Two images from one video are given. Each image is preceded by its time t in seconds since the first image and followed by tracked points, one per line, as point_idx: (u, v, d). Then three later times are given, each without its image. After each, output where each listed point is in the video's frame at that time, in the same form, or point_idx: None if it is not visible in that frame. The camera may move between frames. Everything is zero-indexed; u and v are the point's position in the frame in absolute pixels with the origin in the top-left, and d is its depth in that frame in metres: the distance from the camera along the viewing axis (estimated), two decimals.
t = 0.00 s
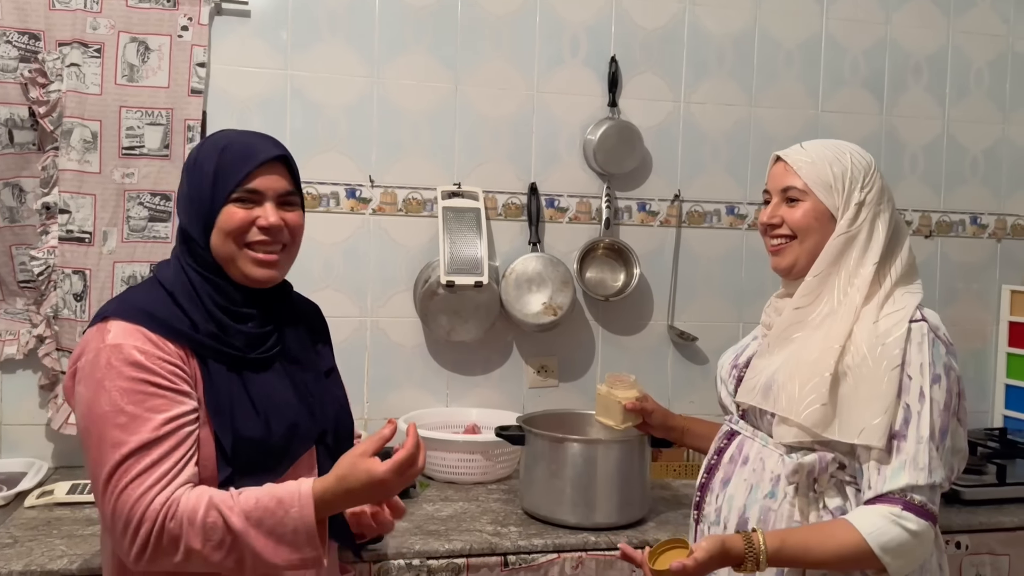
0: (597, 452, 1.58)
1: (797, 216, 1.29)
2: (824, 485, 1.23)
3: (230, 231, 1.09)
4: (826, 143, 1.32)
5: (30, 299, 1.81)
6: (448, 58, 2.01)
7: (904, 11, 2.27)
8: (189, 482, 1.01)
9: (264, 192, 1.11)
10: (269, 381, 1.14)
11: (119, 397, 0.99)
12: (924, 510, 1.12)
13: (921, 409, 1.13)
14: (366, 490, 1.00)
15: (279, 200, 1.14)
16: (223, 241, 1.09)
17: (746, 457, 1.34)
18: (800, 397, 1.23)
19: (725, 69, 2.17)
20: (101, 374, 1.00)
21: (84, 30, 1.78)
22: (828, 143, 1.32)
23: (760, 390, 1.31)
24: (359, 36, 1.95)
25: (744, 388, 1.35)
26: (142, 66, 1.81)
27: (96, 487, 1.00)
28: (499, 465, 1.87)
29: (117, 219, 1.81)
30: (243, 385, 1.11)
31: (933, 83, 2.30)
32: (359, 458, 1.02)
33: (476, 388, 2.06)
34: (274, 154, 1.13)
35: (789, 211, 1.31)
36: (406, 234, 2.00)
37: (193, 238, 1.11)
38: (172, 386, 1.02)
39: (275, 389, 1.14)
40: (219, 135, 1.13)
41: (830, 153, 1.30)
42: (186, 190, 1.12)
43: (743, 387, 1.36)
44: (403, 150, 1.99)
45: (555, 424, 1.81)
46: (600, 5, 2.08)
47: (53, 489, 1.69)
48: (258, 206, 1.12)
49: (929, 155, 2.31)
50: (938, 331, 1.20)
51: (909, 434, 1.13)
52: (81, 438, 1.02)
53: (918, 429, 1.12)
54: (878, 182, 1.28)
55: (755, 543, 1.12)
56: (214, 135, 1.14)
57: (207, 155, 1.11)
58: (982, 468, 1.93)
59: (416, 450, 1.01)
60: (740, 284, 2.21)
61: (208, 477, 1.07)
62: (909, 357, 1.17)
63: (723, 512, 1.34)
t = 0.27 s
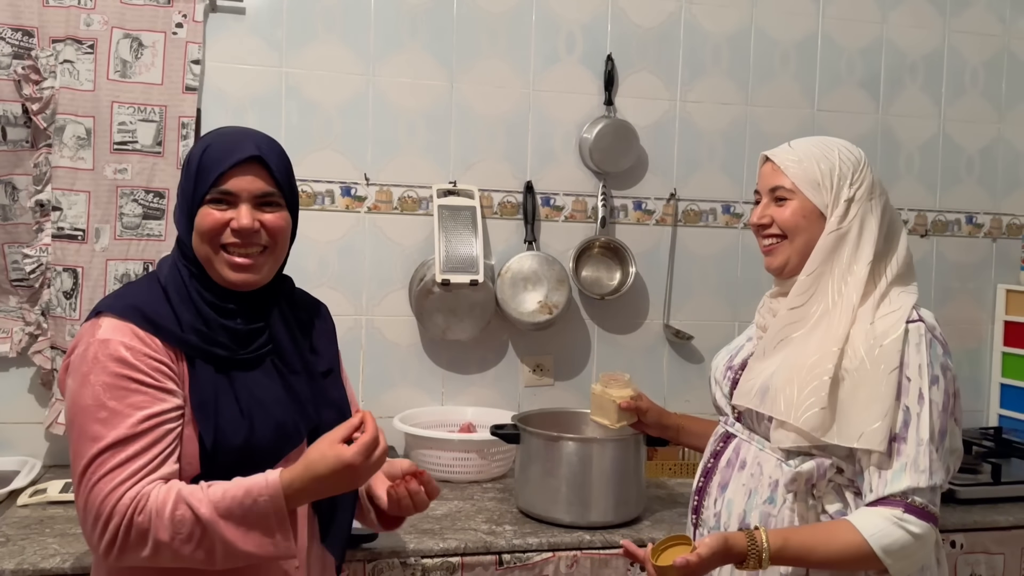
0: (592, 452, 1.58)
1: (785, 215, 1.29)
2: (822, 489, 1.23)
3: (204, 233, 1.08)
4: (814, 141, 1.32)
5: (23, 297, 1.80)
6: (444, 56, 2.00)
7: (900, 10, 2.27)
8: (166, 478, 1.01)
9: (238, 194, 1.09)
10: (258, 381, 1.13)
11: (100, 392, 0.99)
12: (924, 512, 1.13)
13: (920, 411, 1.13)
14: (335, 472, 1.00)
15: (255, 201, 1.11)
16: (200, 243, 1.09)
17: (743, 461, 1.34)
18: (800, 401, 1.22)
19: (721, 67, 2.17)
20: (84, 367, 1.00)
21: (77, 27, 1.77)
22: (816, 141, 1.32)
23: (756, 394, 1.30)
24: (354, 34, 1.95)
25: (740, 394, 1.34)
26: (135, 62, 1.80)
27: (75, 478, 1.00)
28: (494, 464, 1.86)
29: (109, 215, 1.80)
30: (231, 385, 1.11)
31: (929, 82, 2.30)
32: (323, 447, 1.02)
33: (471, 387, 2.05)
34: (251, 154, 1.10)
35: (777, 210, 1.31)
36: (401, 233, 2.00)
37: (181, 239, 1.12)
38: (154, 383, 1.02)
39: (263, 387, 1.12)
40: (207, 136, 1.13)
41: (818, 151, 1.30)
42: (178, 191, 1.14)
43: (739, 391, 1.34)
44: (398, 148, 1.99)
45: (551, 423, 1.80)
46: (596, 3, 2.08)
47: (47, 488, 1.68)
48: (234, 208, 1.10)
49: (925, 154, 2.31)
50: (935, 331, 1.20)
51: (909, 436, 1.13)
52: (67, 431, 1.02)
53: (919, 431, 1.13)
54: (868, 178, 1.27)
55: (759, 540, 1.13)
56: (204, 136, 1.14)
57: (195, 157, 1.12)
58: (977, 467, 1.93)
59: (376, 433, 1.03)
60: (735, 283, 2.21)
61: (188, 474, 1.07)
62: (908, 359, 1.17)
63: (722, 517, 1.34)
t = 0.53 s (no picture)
0: (589, 452, 1.58)
1: (779, 224, 1.29)
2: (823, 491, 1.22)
3: (198, 234, 1.08)
4: (811, 145, 1.30)
5: (16, 296, 1.78)
6: (440, 55, 1.99)
7: (898, 10, 2.27)
8: (148, 474, 1.00)
9: (231, 194, 1.08)
10: (250, 381, 1.12)
11: (88, 387, 0.99)
12: (906, 507, 1.12)
13: (909, 410, 1.13)
14: (321, 469, 0.98)
15: (248, 201, 1.10)
16: (195, 243, 1.09)
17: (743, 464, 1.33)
18: (794, 415, 1.21)
19: (718, 67, 2.16)
20: (74, 362, 1.00)
21: (72, 24, 1.76)
22: (811, 146, 1.30)
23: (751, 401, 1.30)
24: (351, 32, 1.94)
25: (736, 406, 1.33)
26: (129, 58, 1.79)
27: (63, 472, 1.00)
28: (490, 464, 1.86)
29: (100, 212, 1.79)
30: (222, 385, 1.10)
31: (926, 82, 2.30)
32: (300, 441, 0.99)
33: (468, 387, 2.05)
34: (243, 153, 1.09)
35: (773, 218, 1.30)
36: (397, 232, 1.99)
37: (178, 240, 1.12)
38: (143, 380, 1.01)
39: (254, 388, 1.12)
40: (201, 136, 1.13)
41: (816, 158, 1.28)
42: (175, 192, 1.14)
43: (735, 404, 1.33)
44: (394, 147, 1.98)
45: (548, 422, 1.80)
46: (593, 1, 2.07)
47: (40, 488, 1.67)
48: (227, 208, 1.09)
49: (922, 154, 2.31)
50: (932, 331, 1.19)
51: (896, 433, 1.13)
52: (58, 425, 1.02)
53: (905, 429, 1.13)
54: (867, 187, 1.26)
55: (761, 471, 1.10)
56: (199, 136, 1.14)
57: (189, 157, 1.11)
58: (974, 468, 1.93)
59: (353, 425, 1.00)
60: (732, 283, 2.21)
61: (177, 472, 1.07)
62: (901, 360, 1.17)
63: (723, 521, 1.33)
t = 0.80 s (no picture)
0: (587, 454, 1.57)
1: (781, 225, 1.28)
2: (822, 494, 1.22)
3: (197, 236, 1.07)
4: (813, 146, 1.30)
5: (14, 296, 1.78)
6: (439, 54, 1.99)
7: (897, 10, 2.27)
8: (142, 477, 0.99)
9: (230, 195, 1.08)
10: (246, 384, 1.11)
11: (84, 388, 0.98)
12: (913, 513, 1.11)
13: (908, 413, 1.13)
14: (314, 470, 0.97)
15: (247, 202, 1.09)
16: (194, 245, 1.08)
17: (742, 468, 1.33)
18: (791, 415, 1.22)
19: (718, 68, 2.16)
20: (70, 363, 0.99)
21: (70, 23, 1.76)
22: (814, 147, 1.29)
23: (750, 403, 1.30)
24: (350, 32, 1.93)
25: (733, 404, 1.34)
26: (126, 56, 1.78)
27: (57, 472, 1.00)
28: (489, 465, 1.85)
29: (96, 210, 1.78)
30: (219, 388, 1.09)
31: (926, 83, 2.30)
32: (293, 444, 0.98)
33: (467, 388, 2.04)
34: (241, 154, 1.09)
35: (774, 219, 1.29)
36: (396, 232, 1.98)
37: (177, 242, 1.12)
38: (139, 382, 1.01)
39: (251, 391, 1.11)
40: (199, 137, 1.12)
41: (818, 158, 1.27)
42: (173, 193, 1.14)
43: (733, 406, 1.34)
44: (393, 147, 1.97)
45: (547, 424, 1.80)
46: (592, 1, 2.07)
47: (37, 489, 1.67)
48: (225, 209, 1.09)
49: (921, 155, 2.31)
50: (929, 334, 1.19)
51: (897, 438, 1.12)
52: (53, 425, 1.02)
53: (905, 433, 1.12)
54: (867, 188, 1.26)
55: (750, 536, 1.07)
56: (196, 137, 1.13)
57: (187, 158, 1.11)
58: (973, 469, 1.93)
59: (346, 429, 1.00)
60: (731, 283, 2.20)
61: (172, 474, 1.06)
62: (897, 361, 1.16)
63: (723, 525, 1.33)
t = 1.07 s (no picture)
0: (589, 455, 1.57)
1: (795, 223, 1.28)
2: (823, 483, 1.21)
3: (201, 241, 1.07)
4: (820, 148, 1.32)
5: (15, 297, 1.77)
6: (440, 56, 1.99)
7: (897, 13, 2.27)
8: (147, 477, 0.99)
9: (232, 197, 1.08)
10: (253, 386, 1.12)
11: (89, 388, 0.98)
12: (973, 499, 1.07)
13: (948, 405, 1.10)
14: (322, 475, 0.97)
15: (250, 202, 1.10)
16: (199, 250, 1.08)
17: (744, 457, 1.33)
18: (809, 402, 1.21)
19: (718, 70, 2.16)
20: (76, 362, 0.99)
21: (71, 25, 1.76)
22: (821, 148, 1.32)
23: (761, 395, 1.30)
24: (351, 34, 1.94)
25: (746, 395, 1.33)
26: (127, 57, 1.78)
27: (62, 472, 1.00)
28: (490, 467, 1.85)
29: (95, 209, 1.78)
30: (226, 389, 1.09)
31: (925, 85, 2.31)
32: (299, 447, 0.98)
33: (467, 389, 2.05)
34: (240, 155, 1.09)
35: (787, 218, 1.30)
36: (396, 234, 1.98)
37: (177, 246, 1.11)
38: (145, 382, 1.01)
39: (258, 394, 1.11)
40: (193, 141, 1.12)
41: (825, 158, 1.29)
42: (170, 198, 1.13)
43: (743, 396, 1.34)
44: (394, 149, 1.98)
45: (548, 426, 1.80)
46: (593, 3, 2.07)
47: (38, 490, 1.66)
48: (229, 211, 1.09)
49: (921, 158, 2.31)
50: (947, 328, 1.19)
51: (943, 430, 1.09)
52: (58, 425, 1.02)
53: (951, 424, 1.09)
54: (874, 185, 1.28)
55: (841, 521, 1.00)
56: (190, 141, 1.13)
57: (183, 162, 1.10)
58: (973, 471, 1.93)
59: (352, 431, 1.00)
60: (732, 285, 2.21)
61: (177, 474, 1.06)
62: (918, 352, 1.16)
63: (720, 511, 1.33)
